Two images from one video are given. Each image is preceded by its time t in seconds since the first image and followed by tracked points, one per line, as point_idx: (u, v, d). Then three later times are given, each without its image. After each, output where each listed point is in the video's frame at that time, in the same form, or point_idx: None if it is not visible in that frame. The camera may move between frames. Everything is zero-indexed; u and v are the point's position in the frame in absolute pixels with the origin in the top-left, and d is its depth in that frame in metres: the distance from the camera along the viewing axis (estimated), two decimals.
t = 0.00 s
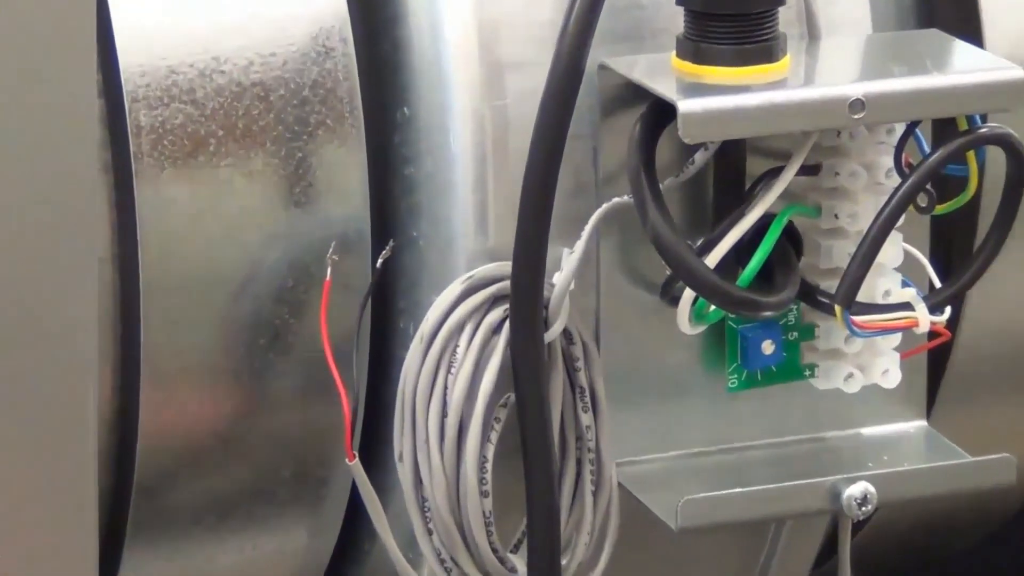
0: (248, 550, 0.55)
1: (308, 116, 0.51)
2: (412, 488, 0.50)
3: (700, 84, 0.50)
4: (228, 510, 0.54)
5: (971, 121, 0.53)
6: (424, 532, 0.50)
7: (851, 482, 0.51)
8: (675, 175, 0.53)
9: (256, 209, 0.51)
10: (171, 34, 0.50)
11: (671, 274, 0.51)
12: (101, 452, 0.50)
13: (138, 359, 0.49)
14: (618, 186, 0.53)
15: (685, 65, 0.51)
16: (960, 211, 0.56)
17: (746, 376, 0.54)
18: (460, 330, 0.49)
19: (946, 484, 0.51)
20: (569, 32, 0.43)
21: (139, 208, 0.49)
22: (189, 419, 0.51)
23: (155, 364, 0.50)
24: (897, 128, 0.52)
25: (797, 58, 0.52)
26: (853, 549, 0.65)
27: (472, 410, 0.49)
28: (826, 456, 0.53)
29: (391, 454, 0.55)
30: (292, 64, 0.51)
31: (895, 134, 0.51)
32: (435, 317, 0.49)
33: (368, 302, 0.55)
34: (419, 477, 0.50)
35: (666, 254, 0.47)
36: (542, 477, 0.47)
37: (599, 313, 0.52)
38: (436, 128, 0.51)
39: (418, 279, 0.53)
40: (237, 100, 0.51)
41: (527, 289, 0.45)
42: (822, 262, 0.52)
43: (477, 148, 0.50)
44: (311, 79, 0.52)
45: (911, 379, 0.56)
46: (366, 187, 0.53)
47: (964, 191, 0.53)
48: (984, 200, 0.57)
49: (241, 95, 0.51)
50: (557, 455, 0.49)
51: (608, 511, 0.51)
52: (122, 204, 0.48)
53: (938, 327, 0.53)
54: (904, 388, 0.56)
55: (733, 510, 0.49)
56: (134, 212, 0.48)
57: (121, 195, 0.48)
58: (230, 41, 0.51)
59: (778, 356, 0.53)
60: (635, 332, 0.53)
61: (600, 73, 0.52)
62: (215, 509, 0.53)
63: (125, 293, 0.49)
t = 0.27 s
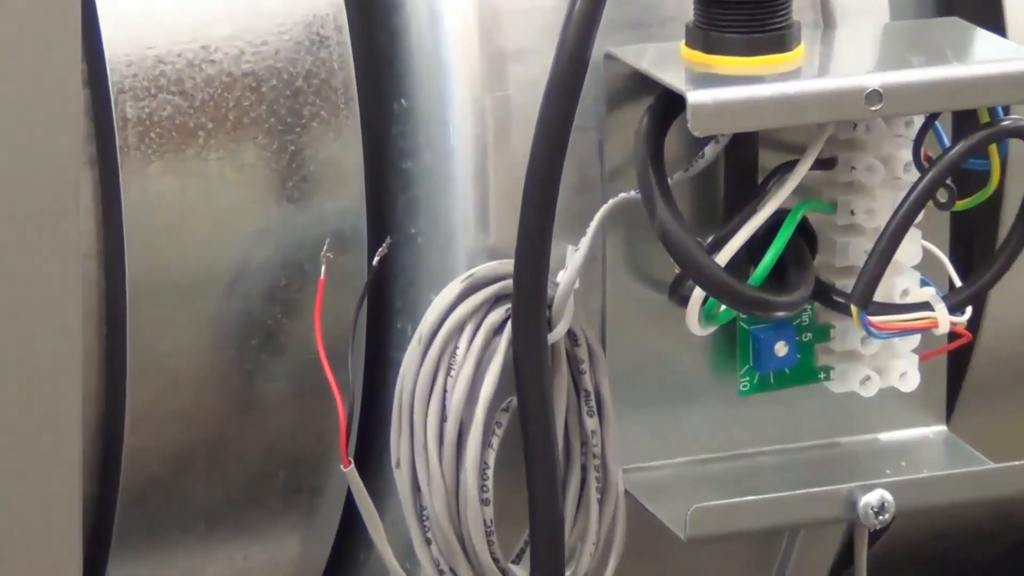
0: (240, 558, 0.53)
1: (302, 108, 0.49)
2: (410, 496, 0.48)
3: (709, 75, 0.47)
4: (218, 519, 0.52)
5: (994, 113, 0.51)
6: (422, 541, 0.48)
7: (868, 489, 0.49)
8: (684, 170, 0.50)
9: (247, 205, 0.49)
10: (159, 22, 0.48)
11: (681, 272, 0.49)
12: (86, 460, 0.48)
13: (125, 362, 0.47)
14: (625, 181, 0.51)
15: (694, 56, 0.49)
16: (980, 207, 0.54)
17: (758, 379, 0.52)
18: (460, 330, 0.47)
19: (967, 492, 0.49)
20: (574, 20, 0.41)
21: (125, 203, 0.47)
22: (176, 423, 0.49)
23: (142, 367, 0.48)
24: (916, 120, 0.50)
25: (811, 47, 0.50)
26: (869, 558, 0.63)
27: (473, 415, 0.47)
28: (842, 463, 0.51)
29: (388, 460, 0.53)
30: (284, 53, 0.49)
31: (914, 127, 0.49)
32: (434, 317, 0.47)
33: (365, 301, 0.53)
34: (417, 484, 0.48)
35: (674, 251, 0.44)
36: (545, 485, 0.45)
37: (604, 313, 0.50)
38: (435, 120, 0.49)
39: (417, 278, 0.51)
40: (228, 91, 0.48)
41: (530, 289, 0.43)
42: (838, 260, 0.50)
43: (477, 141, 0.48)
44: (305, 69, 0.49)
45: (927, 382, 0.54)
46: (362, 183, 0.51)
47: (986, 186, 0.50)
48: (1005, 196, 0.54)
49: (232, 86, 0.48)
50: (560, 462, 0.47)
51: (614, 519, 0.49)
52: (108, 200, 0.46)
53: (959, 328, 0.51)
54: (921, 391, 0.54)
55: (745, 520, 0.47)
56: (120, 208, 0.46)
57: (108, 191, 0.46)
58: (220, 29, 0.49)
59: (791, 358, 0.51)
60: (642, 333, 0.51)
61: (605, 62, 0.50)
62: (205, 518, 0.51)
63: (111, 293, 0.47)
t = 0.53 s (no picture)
0: (233, 568, 0.50)
1: (296, 96, 0.47)
2: (408, 503, 0.46)
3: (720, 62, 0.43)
4: (209, 528, 0.49)
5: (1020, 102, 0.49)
6: (422, 551, 0.46)
7: (888, 495, 0.46)
8: (695, 163, 0.48)
9: (238, 197, 0.47)
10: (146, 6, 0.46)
11: (692, 269, 0.46)
12: (70, 466, 0.46)
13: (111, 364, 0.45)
14: (633, 173, 0.48)
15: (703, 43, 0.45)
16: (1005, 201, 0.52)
17: (773, 381, 0.50)
18: (462, 331, 0.45)
19: (993, 500, 0.47)
20: None
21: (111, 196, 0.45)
22: (164, 428, 0.47)
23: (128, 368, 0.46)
24: (938, 109, 0.48)
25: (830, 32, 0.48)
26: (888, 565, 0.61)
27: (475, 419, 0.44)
28: (861, 468, 0.49)
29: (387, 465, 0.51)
30: (277, 39, 0.47)
31: (937, 116, 0.47)
32: (436, 317, 0.45)
33: (362, 300, 0.51)
34: (417, 491, 0.46)
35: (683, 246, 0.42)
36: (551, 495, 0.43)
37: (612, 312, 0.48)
38: (436, 109, 0.47)
39: (416, 275, 0.49)
40: (218, 79, 0.46)
41: (534, 287, 0.41)
42: (856, 255, 0.48)
43: (479, 131, 0.46)
44: (299, 55, 0.47)
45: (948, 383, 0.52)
46: (358, 175, 0.49)
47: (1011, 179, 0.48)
48: None
49: (222, 74, 0.46)
50: (567, 470, 0.45)
51: (622, 528, 0.47)
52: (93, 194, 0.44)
53: (983, 328, 0.49)
54: (943, 394, 0.52)
55: (759, 528, 0.44)
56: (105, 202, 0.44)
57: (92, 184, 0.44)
58: (210, 14, 0.46)
59: (808, 358, 0.48)
60: (651, 332, 0.48)
61: (614, 48, 0.47)
62: (194, 527, 0.49)
63: (96, 291, 0.44)
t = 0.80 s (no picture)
0: None
1: (294, 91, 0.46)
2: (410, 513, 0.45)
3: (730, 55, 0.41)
4: (203, 538, 0.48)
5: None
6: (424, 561, 0.45)
7: (905, 504, 0.44)
8: (705, 160, 0.47)
9: (234, 196, 0.45)
10: None
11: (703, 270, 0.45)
12: (60, 474, 0.45)
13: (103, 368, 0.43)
14: (642, 171, 0.47)
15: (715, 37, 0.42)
16: None
17: (786, 386, 0.48)
18: (466, 333, 0.43)
19: (1014, 509, 0.45)
20: None
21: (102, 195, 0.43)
22: (158, 434, 0.46)
23: (121, 373, 0.45)
24: (958, 104, 0.46)
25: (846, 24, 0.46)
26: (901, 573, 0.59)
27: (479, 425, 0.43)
28: (878, 475, 0.47)
29: (388, 472, 0.50)
30: (274, 32, 0.45)
31: (956, 113, 0.45)
32: (439, 320, 0.44)
33: (362, 302, 0.50)
34: (419, 499, 0.44)
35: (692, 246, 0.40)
36: (558, 504, 0.42)
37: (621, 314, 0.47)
38: (438, 105, 0.45)
39: (418, 276, 0.48)
40: (213, 73, 0.45)
41: (540, 289, 0.40)
42: (873, 256, 0.46)
43: (483, 126, 0.44)
44: (296, 49, 0.46)
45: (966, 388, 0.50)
46: (358, 173, 0.47)
47: None
48: None
49: (218, 68, 0.45)
50: (574, 478, 0.43)
51: (631, 538, 0.45)
52: (85, 192, 0.42)
53: (1003, 330, 0.47)
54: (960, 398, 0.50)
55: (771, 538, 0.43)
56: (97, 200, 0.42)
57: (83, 182, 0.42)
58: (205, 6, 0.45)
59: (823, 362, 0.47)
60: (660, 335, 0.47)
61: (622, 41, 0.46)
62: (189, 536, 0.48)
63: (87, 293, 0.43)
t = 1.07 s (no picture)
0: None
1: (276, 86, 0.44)
2: (396, 521, 0.43)
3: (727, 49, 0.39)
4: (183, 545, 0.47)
5: None
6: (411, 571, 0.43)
7: (908, 511, 0.43)
8: (702, 157, 0.45)
9: (215, 194, 0.44)
10: None
11: (699, 270, 0.43)
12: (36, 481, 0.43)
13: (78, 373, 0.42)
14: (637, 168, 0.45)
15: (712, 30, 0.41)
16: None
17: (785, 389, 0.47)
18: (454, 336, 0.42)
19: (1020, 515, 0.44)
20: None
21: (77, 195, 0.42)
22: (136, 441, 0.45)
23: (97, 378, 0.43)
24: (962, 99, 0.44)
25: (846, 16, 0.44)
26: None
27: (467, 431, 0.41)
28: (880, 482, 0.46)
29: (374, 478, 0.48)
30: (256, 25, 0.44)
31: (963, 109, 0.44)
32: (426, 321, 0.42)
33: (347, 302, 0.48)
34: (405, 507, 0.43)
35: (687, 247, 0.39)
36: (548, 513, 0.40)
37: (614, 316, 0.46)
38: (425, 100, 0.44)
39: (405, 276, 0.46)
40: (192, 68, 0.43)
41: (531, 290, 0.38)
42: (875, 256, 0.45)
43: (472, 122, 0.43)
44: (279, 42, 0.44)
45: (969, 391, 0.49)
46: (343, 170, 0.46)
47: None
48: None
49: (198, 62, 0.43)
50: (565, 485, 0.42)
51: (624, 547, 0.44)
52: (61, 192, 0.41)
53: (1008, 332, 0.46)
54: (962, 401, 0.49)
55: (769, 547, 0.41)
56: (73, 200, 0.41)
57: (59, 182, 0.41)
58: None
59: (823, 365, 0.45)
60: (653, 337, 0.46)
61: (615, 34, 0.45)
62: (169, 544, 0.47)
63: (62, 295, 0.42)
